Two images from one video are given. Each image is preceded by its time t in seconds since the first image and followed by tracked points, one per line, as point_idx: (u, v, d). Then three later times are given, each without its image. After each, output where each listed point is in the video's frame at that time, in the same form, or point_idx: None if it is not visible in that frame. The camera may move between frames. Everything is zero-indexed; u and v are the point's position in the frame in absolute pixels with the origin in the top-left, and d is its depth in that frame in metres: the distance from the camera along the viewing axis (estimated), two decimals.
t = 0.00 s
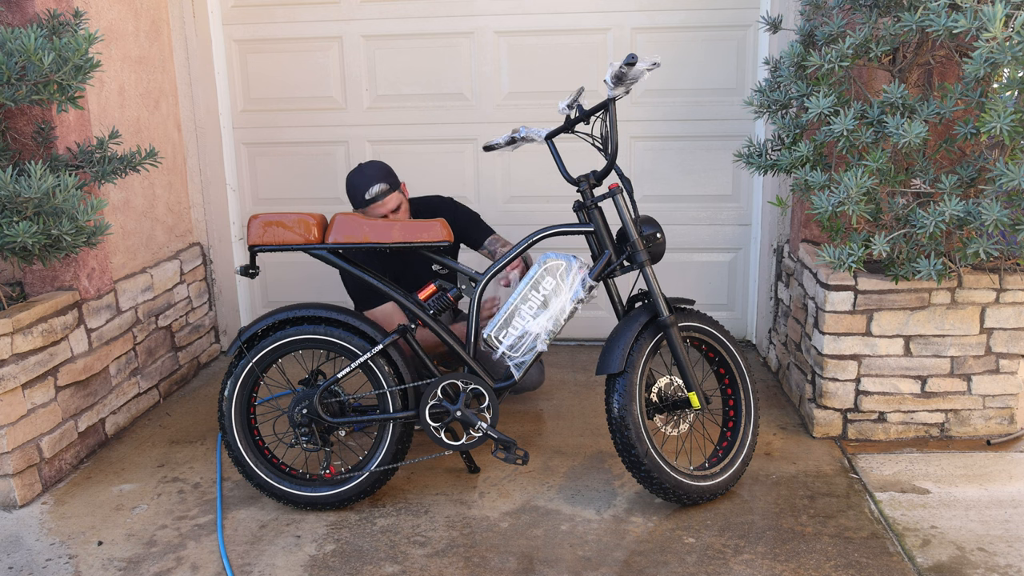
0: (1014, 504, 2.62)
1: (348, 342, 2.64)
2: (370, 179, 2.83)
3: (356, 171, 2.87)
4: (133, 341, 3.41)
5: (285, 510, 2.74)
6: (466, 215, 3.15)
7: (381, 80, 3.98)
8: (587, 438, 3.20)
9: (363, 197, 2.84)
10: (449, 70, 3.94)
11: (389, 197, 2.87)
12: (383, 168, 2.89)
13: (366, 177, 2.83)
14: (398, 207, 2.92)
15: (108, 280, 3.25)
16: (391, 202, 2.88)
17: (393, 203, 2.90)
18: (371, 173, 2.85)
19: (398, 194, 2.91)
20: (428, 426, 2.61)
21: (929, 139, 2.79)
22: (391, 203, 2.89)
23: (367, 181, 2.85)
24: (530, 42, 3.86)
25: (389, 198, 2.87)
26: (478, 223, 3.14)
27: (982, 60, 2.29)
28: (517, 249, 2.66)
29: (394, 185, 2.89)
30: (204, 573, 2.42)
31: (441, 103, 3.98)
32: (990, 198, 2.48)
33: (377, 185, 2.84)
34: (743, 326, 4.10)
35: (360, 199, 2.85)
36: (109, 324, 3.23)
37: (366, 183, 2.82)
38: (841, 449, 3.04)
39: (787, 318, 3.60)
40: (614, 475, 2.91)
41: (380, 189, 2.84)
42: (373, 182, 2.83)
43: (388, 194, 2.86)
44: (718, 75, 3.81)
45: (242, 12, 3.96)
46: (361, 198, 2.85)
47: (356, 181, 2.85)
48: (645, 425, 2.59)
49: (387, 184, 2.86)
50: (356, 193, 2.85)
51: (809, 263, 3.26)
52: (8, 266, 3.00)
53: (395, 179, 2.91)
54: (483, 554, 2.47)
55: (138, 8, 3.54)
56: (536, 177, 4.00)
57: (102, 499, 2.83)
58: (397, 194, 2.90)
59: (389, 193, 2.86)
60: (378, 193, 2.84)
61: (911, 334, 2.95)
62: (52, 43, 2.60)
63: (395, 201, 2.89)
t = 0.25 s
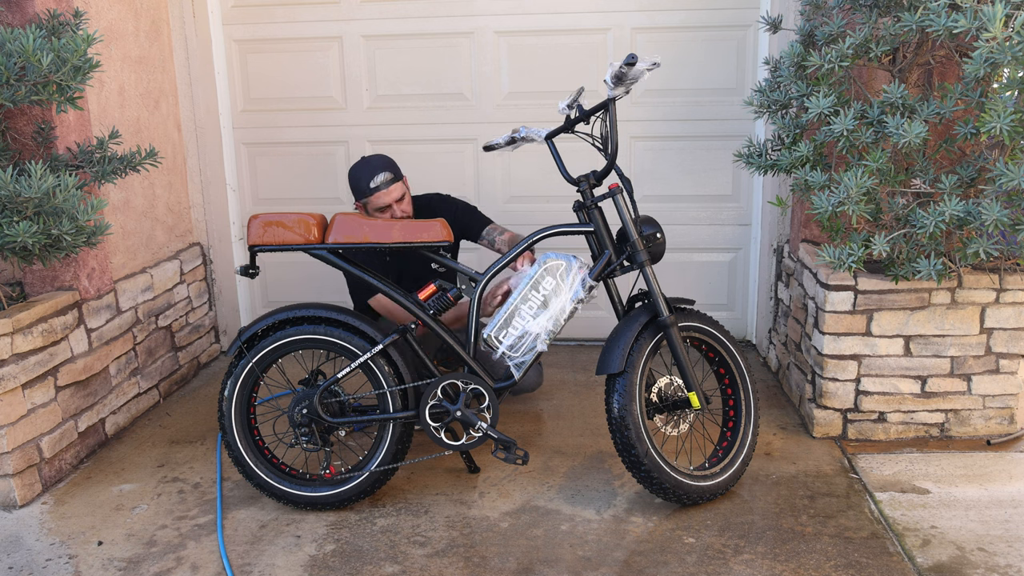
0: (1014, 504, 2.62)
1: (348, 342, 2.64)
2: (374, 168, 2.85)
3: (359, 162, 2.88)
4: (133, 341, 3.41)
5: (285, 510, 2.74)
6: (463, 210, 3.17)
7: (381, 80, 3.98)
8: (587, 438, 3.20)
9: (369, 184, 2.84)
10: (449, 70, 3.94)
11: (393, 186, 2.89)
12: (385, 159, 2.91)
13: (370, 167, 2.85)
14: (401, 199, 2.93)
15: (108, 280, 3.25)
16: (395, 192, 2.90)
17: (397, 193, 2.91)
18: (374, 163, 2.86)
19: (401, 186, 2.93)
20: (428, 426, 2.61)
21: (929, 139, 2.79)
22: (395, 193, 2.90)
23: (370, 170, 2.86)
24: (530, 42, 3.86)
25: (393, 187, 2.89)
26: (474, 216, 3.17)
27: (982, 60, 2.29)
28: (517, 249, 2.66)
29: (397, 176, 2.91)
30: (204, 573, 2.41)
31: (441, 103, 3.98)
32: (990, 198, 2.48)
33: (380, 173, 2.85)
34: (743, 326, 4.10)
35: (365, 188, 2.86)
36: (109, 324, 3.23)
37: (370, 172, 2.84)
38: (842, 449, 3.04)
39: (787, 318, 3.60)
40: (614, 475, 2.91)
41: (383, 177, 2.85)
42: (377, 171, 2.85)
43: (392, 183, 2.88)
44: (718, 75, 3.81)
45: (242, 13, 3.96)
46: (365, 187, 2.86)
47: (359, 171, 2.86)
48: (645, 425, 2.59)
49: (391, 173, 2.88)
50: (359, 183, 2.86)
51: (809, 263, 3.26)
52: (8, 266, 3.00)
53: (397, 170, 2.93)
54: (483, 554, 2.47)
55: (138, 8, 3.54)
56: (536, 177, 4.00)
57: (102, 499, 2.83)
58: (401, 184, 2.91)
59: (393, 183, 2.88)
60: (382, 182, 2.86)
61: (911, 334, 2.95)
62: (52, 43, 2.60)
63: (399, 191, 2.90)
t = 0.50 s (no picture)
0: (1014, 504, 2.62)
1: (348, 342, 2.64)
2: (377, 164, 2.84)
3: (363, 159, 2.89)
4: (133, 341, 3.41)
5: (285, 510, 2.74)
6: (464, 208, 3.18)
7: (381, 80, 3.98)
8: (587, 438, 3.20)
9: (371, 181, 2.85)
10: (449, 70, 3.94)
11: (396, 183, 2.89)
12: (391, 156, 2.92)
13: (373, 163, 2.85)
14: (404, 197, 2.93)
15: (108, 280, 3.25)
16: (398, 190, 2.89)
17: (399, 191, 2.91)
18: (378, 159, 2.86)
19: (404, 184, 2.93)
20: (428, 426, 2.61)
21: (929, 139, 2.79)
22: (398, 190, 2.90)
23: (374, 167, 2.86)
24: (530, 42, 3.86)
25: (396, 185, 2.89)
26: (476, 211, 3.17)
27: (982, 60, 2.29)
28: (517, 249, 2.66)
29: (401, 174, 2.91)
30: (204, 573, 2.41)
31: (441, 103, 3.97)
32: (990, 198, 2.48)
33: (384, 170, 2.85)
34: (743, 326, 4.09)
35: (368, 184, 2.86)
36: (109, 324, 3.23)
37: (373, 168, 2.84)
38: (842, 449, 3.04)
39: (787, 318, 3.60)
40: (614, 475, 2.91)
41: (387, 174, 2.85)
42: (380, 167, 2.85)
43: (396, 180, 2.88)
44: (718, 75, 3.80)
45: (242, 12, 3.96)
46: (367, 183, 2.86)
47: (363, 168, 2.87)
48: (645, 425, 2.59)
49: (395, 170, 2.88)
50: (362, 180, 2.86)
51: (808, 263, 3.26)
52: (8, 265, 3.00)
53: (402, 168, 2.92)
54: (483, 554, 2.47)
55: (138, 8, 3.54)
56: (536, 177, 4.00)
57: (102, 499, 2.83)
58: (405, 181, 2.91)
59: (396, 180, 2.88)
60: (385, 179, 2.86)
61: (911, 334, 2.95)
62: (52, 43, 2.60)
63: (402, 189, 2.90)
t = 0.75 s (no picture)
0: (1014, 504, 2.62)
1: (348, 342, 2.64)
2: (371, 167, 2.85)
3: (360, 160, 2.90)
4: (133, 341, 3.41)
5: (285, 510, 2.74)
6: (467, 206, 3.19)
7: (381, 80, 3.98)
8: (587, 438, 3.20)
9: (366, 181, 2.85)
10: (449, 70, 3.94)
11: (390, 186, 2.88)
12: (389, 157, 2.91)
13: (368, 166, 2.86)
14: (399, 200, 2.93)
15: (108, 280, 3.25)
16: (391, 193, 2.89)
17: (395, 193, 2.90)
18: (373, 161, 2.87)
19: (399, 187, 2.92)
20: (428, 426, 2.61)
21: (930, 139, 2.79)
22: (391, 194, 2.89)
23: (369, 169, 2.87)
24: (530, 42, 3.86)
25: (391, 187, 2.88)
26: (479, 209, 3.17)
27: (982, 60, 2.29)
28: (517, 249, 2.66)
29: (397, 177, 2.90)
30: (204, 573, 2.41)
31: (441, 103, 3.98)
32: (990, 198, 2.48)
33: (377, 173, 2.85)
34: (743, 326, 4.09)
35: (363, 185, 2.87)
36: (109, 324, 3.23)
37: (367, 171, 2.85)
38: (841, 449, 3.04)
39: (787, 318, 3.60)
40: (614, 475, 2.91)
41: (380, 177, 2.85)
42: (374, 170, 2.85)
43: (389, 183, 2.87)
44: (718, 75, 3.81)
45: (242, 13, 3.96)
46: (363, 184, 2.87)
47: (359, 169, 2.88)
48: (645, 425, 2.59)
49: (390, 173, 2.88)
50: (357, 181, 2.88)
51: (808, 263, 3.26)
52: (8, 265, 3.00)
53: (398, 171, 2.92)
54: (483, 554, 2.47)
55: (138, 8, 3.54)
56: (536, 177, 4.00)
57: (102, 499, 2.83)
58: (399, 184, 2.90)
59: (390, 183, 2.87)
60: (378, 182, 2.86)
61: (911, 334, 2.95)
62: (52, 43, 2.60)
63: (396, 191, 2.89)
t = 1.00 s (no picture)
0: (1014, 504, 2.62)
1: (348, 342, 2.64)
2: (368, 177, 2.84)
3: (359, 168, 2.90)
4: (133, 341, 3.41)
5: (285, 510, 2.74)
6: (468, 207, 3.18)
7: (381, 80, 3.98)
8: (587, 438, 3.20)
9: (362, 193, 2.85)
10: (449, 70, 3.94)
11: (387, 196, 2.88)
12: (387, 167, 2.90)
13: (365, 175, 2.85)
14: (396, 208, 2.93)
15: (108, 280, 3.25)
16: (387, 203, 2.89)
17: (390, 204, 2.90)
18: (371, 171, 2.86)
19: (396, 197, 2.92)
20: (428, 426, 2.61)
21: (930, 139, 2.79)
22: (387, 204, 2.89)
23: (367, 178, 2.87)
24: (530, 42, 3.86)
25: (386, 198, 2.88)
26: (480, 209, 3.17)
27: (982, 60, 2.29)
28: (517, 249, 2.66)
29: (394, 187, 2.90)
30: (203, 573, 2.41)
31: (441, 103, 3.97)
32: (990, 198, 2.48)
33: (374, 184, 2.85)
34: (743, 326, 4.09)
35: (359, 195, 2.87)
36: (109, 324, 3.23)
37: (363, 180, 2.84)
38: (841, 449, 3.04)
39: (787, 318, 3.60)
40: (614, 475, 2.91)
41: (376, 188, 2.85)
42: (370, 180, 2.85)
43: (386, 194, 2.87)
44: (718, 75, 3.81)
45: (242, 13, 3.96)
46: (360, 193, 2.87)
47: (356, 177, 2.88)
48: (645, 425, 2.59)
49: (387, 183, 2.87)
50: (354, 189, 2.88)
51: (809, 263, 3.26)
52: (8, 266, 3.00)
53: (396, 180, 2.91)
54: (483, 554, 2.47)
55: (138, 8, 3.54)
56: (536, 177, 4.00)
57: (102, 499, 2.83)
58: (396, 195, 2.90)
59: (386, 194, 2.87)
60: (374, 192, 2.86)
61: (911, 334, 2.95)
62: (52, 43, 2.60)
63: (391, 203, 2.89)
